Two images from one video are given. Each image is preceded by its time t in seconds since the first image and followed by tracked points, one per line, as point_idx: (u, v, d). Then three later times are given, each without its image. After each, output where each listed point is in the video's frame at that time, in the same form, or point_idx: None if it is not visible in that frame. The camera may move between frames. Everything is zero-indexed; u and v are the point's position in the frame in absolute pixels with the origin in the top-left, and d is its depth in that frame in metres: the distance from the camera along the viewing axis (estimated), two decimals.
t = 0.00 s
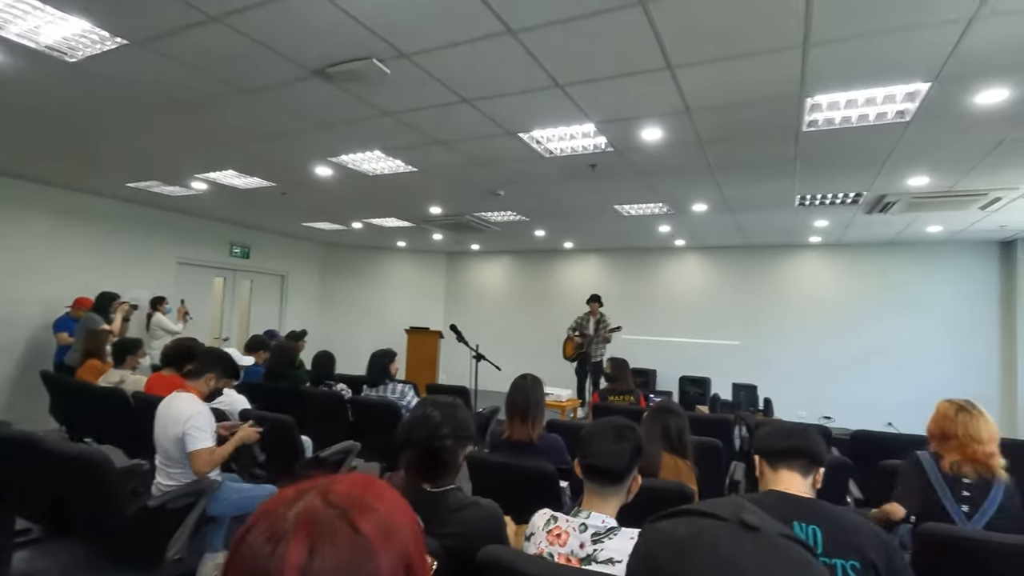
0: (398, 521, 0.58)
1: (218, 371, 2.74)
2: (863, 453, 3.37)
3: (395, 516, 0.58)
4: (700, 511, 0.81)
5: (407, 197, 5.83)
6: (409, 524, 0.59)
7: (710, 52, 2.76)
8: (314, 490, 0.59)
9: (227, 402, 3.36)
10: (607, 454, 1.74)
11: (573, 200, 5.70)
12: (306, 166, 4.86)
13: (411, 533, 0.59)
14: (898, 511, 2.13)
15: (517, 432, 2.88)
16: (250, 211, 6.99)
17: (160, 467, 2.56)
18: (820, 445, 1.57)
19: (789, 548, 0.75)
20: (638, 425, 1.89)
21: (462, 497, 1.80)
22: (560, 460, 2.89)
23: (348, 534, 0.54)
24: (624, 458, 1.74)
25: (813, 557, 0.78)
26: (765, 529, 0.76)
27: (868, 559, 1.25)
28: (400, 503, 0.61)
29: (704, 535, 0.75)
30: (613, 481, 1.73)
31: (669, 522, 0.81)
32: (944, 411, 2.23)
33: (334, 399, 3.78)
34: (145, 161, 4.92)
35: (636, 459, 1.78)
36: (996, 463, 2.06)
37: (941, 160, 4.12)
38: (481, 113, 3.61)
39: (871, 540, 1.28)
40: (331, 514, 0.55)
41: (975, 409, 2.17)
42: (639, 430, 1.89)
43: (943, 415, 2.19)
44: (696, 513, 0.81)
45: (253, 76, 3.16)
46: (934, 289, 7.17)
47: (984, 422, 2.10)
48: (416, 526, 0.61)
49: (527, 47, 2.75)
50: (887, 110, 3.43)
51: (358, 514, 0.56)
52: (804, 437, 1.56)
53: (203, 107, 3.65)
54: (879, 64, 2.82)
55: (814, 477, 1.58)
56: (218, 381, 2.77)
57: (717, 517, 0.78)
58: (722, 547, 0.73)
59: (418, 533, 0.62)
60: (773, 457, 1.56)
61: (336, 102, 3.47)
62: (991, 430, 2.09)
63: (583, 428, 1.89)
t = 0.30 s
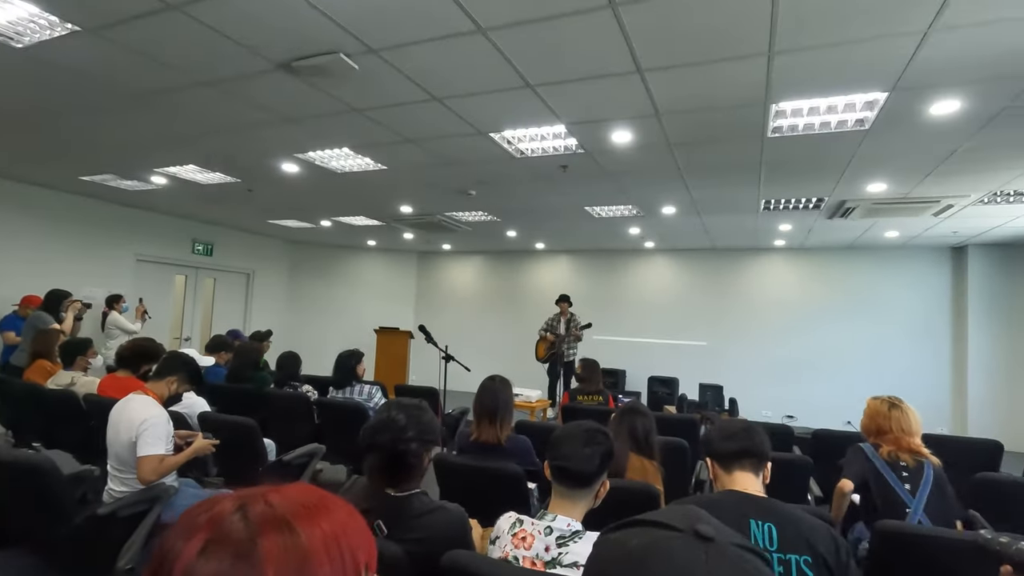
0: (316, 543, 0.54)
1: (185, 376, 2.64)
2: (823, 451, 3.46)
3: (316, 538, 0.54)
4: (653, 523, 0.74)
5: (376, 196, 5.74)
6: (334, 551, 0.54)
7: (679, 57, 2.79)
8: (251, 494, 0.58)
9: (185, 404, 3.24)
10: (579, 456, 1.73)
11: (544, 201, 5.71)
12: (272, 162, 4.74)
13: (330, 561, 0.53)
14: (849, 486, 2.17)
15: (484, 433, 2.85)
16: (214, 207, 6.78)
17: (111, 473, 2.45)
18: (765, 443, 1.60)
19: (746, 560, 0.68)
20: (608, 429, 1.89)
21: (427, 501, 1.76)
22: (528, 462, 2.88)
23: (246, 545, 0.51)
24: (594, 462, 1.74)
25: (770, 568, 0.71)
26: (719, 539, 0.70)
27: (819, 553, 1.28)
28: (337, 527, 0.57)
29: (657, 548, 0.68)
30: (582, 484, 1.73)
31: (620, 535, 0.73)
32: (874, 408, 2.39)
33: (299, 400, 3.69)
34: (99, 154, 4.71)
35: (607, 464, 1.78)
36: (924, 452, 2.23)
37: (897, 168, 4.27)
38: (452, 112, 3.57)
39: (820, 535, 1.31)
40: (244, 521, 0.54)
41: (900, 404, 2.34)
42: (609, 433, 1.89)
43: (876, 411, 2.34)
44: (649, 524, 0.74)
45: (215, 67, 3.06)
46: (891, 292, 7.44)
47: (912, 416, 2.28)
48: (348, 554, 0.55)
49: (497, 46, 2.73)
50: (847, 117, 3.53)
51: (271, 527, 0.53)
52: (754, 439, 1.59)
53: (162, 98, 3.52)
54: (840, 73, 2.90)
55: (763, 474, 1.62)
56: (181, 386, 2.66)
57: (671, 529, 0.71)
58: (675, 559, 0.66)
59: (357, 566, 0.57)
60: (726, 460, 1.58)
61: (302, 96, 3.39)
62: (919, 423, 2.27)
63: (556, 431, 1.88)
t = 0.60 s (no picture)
0: (286, 538, 0.52)
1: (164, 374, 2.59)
2: (803, 449, 3.51)
3: (286, 532, 0.52)
4: (642, 508, 0.74)
5: (361, 194, 5.70)
6: (303, 546, 0.52)
7: (663, 57, 2.81)
8: (234, 481, 0.58)
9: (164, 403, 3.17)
10: (569, 452, 1.73)
11: (529, 200, 5.72)
12: (254, 158, 4.68)
13: (299, 557, 0.51)
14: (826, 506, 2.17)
15: (469, 431, 2.84)
16: (194, 205, 6.67)
17: (87, 474, 2.40)
18: (746, 438, 1.62)
19: (733, 543, 0.68)
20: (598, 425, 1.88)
21: (411, 499, 1.74)
22: (513, 461, 2.88)
23: (211, 534, 0.50)
24: (584, 458, 1.74)
25: (756, 553, 0.72)
26: (706, 524, 0.70)
27: (794, 540, 1.30)
28: (312, 522, 0.55)
29: (642, 532, 0.68)
30: (571, 480, 1.73)
31: (608, 520, 0.74)
32: (859, 406, 2.38)
33: (281, 399, 3.65)
34: (75, 149, 4.60)
35: (597, 460, 1.78)
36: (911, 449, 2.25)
37: (875, 170, 4.36)
38: (437, 110, 3.56)
39: (795, 522, 1.32)
40: (216, 509, 0.53)
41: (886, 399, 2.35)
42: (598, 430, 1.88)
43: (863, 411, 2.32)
44: (636, 509, 0.74)
45: (196, 60, 3.01)
46: (869, 293, 7.59)
47: (897, 413, 2.27)
48: (321, 551, 0.53)
49: (483, 44, 2.73)
50: (827, 120, 3.59)
51: (241, 516, 0.52)
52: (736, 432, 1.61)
53: (141, 92, 3.45)
54: (820, 76, 2.95)
55: (745, 467, 1.64)
56: (158, 384, 2.60)
57: (657, 513, 0.72)
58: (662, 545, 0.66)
59: (332, 566, 0.54)
60: (709, 455, 1.60)
61: (286, 92, 3.35)
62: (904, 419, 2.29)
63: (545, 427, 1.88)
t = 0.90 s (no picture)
0: (250, 532, 0.52)
1: (155, 373, 2.59)
2: (794, 447, 3.53)
3: (250, 525, 0.52)
4: (621, 496, 0.75)
5: (354, 193, 5.70)
6: (265, 542, 0.52)
7: (654, 57, 2.83)
8: (217, 472, 0.59)
9: (155, 402, 3.15)
10: (561, 448, 1.73)
11: (522, 200, 5.73)
12: (247, 157, 4.67)
13: (259, 551, 0.51)
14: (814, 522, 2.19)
15: (461, 430, 2.84)
16: (187, 204, 6.64)
17: (76, 473, 2.38)
18: (736, 431, 1.63)
19: (707, 530, 0.70)
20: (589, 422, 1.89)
21: (403, 496, 1.74)
22: (505, 459, 2.88)
23: (178, 521, 0.51)
24: (576, 454, 1.74)
25: (731, 539, 0.73)
26: (683, 512, 0.71)
27: (775, 524, 1.31)
28: (279, 517, 0.54)
29: (620, 520, 0.69)
30: (563, 476, 1.73)
31: (587, 508, 0.74)
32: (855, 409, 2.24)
33: (274, 398, 3.64)
34: (66, 147, 4.58)
35: (588, 456, 1.78)
36: (910, 451, 2.11)
37: (865, 170, 4.39)
38: (430, 109, 3.56)
39: (779, 508, 1.34)
40: (189, 499, 0.54)
41: (884, 395, 2.22)
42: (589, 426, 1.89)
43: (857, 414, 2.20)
44: (615, 498, 0.75)
45: (187, 58, 3.00)
46: (861, 293, 7.63)
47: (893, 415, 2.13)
48: (284, 549, 0.52)
49: (475, 42, 2.74)
50: (818, 120, 3.62)
51: (209, 507, 0.53)
52: (727, 423, 1.62)
53: (133, 90, 3.44)
54: (810, 76, 2.97)
55: (731, 459, 1.65)
56: (149, 382, 2.59)
57: (635, 501, 0.73)
58: (640, 532, 0.67)
59: (298, 566, 0.53)
60: (698, 446, 1.61)
61: (279, 91, 3.35)
62: (902, 417, 2.16)
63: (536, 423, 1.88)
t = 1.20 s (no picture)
0: (241, 530, 0.52)
1: (151, 374, 2.58)
2: (789, 446, 3.55)
3: (242, 523, 0.52)
4: (615, 493, 0.75)
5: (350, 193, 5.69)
6: (256, 541, 0.52)
7: (650, 57, 2.84)
8: (214, 469, 0.60)
9: (150, 402, 3.14)
10: (555, 447, 1.74)
11: (518, 199, 5.74)
12: (242, 156, 4.65)
13: (250, 549, 0.51)
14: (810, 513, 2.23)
15: (457, 429, 2.85)
16: (181, 203, 6.62)
17: (70, 473, 2.37)
18: (728, 429, 1.62)
19: (700, 526, 0.70)
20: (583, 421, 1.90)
21: (398, 495, 1.73)
22: (502, 458, 2.88)
23: (170, 517, 0.52)
24: (570, 453, 1.75)
25: (723, 535, 0.74)
26: (675, 508, 0.72)
27: (752, 513, 1.34)
28: (271, 516, 0.54)
29: (612, 516, 0.69)
30: (557, 476, 1.74)
31: (579, 506, 0.75)
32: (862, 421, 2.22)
33: (270, 398, 3.63)
34: (60, 146, 4.56)
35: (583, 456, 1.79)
36: (912, 463, 2.02)
37: (860, 171, 4.42)
38: (427, 109, 3.57)
39: (761, 500, 1.36)
40: (182, 496, 0.54)
41: (890, 407, 2.20)
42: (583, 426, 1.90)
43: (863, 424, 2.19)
44: (608, 495, 0.75)
45: (182, 57, 2.99)
46: (856, 293, 7.68)
47: (900, 425, 2.11)
48: (275, 547, 0.52)
49: (472, 42, 2.74)
50: (813, 121, 3.63)
51: (202, 504, 0.53)
52: (720, 420, 1.61)
53: (127, 89, 3.43)
54: (805, 77, 2.99)
55: (721, 455, 1.66)
56: (144, 382, 2.58)
57: (628, 498, 0.73)
58: (630, 527, 0.67)
59: (290, 566, 0.53)
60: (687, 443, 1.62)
61: (275, 90, 3.35)
62: (904, 428, 2.10)
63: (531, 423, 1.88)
